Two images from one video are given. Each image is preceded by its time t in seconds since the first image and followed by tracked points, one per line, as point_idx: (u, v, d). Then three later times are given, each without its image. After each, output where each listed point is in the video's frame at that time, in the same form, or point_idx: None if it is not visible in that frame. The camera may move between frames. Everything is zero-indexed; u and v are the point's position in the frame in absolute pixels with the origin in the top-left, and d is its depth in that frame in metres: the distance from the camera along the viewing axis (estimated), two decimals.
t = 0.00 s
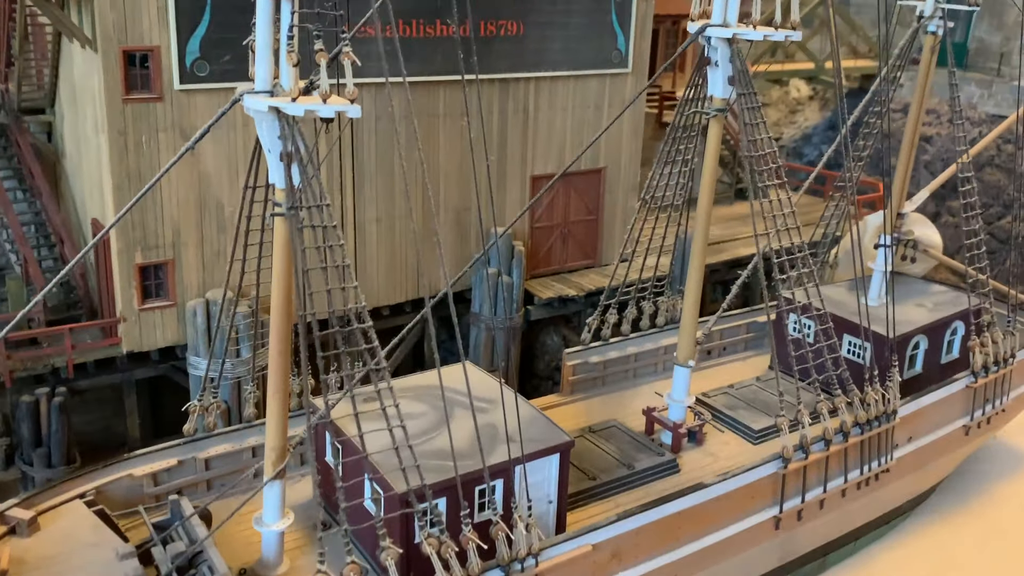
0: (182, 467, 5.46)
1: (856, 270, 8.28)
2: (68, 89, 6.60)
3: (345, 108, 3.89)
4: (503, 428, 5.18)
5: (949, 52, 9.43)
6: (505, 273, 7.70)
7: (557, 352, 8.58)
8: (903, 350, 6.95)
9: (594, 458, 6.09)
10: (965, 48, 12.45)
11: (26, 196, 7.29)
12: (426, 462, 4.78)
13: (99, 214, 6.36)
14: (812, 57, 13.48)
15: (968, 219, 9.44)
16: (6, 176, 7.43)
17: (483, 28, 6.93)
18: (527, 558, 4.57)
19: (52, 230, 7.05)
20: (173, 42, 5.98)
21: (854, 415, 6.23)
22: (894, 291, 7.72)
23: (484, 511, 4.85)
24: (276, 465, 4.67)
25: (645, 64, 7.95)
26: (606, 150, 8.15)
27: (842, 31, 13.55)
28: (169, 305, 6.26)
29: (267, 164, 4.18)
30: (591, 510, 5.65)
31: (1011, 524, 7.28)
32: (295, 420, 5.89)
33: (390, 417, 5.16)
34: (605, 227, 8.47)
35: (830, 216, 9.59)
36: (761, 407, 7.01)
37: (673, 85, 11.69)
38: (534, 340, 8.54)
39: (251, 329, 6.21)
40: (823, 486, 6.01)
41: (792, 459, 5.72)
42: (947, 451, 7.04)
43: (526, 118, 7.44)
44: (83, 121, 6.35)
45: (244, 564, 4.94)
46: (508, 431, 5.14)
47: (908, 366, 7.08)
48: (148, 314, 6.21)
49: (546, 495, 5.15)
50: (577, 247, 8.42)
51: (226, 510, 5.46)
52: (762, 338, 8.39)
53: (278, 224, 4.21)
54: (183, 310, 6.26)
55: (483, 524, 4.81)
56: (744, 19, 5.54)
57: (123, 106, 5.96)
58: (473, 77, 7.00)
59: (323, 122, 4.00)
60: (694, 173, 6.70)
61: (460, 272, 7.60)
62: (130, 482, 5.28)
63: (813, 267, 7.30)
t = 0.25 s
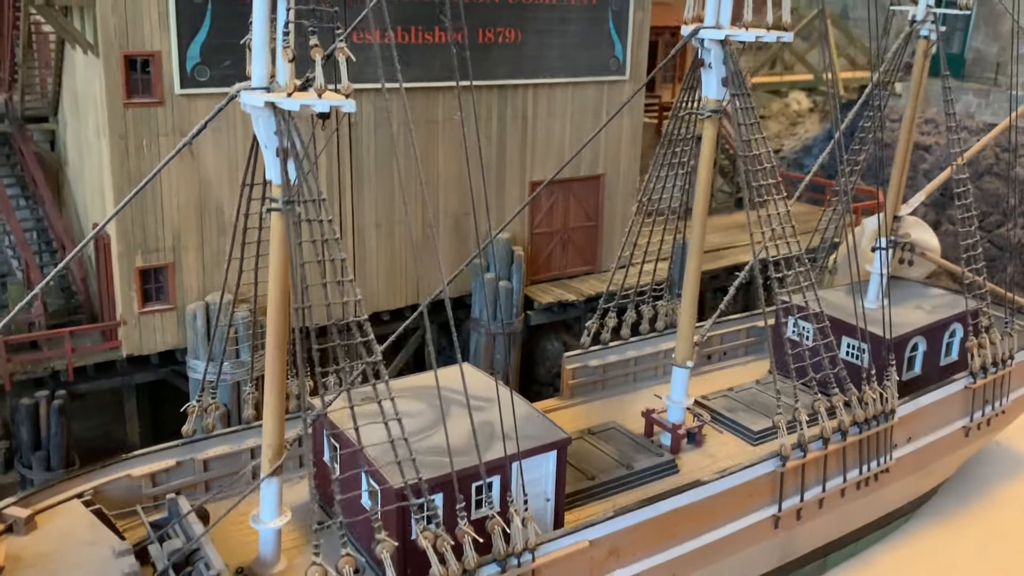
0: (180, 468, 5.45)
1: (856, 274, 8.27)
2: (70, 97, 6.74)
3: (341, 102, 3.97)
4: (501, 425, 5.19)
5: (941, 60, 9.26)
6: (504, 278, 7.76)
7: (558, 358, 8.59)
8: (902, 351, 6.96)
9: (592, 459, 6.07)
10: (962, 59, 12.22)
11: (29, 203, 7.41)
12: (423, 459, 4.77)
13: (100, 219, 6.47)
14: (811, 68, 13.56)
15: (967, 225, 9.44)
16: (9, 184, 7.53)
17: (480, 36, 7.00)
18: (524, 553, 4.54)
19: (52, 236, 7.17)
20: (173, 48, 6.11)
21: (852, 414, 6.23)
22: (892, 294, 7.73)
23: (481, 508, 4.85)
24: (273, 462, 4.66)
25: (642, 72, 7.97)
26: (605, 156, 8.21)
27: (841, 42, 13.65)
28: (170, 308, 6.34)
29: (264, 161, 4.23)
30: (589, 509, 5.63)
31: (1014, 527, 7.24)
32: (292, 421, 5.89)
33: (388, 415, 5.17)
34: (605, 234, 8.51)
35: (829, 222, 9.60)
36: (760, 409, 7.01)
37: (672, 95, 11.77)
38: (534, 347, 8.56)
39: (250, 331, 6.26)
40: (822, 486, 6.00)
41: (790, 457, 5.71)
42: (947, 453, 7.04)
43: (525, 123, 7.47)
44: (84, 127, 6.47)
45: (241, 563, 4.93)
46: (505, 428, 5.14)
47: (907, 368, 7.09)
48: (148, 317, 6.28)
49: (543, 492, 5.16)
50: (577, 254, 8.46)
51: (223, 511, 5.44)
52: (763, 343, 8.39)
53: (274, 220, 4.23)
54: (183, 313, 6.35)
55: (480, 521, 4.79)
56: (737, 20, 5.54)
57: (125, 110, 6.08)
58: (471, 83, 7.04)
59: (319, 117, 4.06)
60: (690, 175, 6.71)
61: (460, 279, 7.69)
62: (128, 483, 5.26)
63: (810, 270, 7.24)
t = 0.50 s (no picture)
0: (182, 467, 5.46)
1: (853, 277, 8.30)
2: (73, 105, 6.96)
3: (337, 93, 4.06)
4: (501, 420, 5.21)
5: (934, 67, 9.28)
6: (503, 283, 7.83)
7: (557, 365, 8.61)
8: (900, 349, 6.97)
9: (591, 458, 6.08)
10: (957, 69, 12.24)
11: (31, 211, 7.55)
12: (423, 451, 4.78)
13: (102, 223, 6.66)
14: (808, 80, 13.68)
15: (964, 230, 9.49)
16: (12, 193, 7.65)
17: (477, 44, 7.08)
18: (523, 543, 4.56)
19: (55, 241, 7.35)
20: (174, 52, 6.30)
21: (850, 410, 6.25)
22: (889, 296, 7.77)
23: (481, 500, 4.85)
24: (274, 455, 4.68)
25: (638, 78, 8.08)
26: (601, 162, 8.31)
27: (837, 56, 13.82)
28: (171, 311, 6.53)
29: (263, 155, 4.30)
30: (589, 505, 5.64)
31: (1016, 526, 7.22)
32: (293, 421, 5.92)
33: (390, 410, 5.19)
34: (603, 240, 8.58)
35: (827, 229, 9.66)
36: (760, 409, 7.02)
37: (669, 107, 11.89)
38: (533, 354, 8.60)
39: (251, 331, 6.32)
40: (822, 481, 6.01)
41: (789, 452, 5.73)
42: (947, 451, 7.06)
43: (521, 130, 7.58)
44: (87, 133, 6.68)
45: (243, 558, 4.93)
46: (504, 423, 5.16)
47: (906, 368, 7.11)
48: (150, 320, 6.46)
49: (543, 486, 5.15)
50: (575, 260, 8.52)
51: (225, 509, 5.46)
52: (762, 347, 8.42)
53: (274, 212, 4.30)
54: (184, 316, 6.53)
55: (480, 513, 4.80)
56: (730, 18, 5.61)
57: (126, 114, 6.27)
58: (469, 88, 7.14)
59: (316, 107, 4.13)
60: (685, 178, 6.79)
61: (461, 285, 7.78)
62: (130, 481, 5.28)
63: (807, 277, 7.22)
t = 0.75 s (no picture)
0: (183, 466, 5.46)
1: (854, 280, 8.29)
2: (73, 111, 7.15)
3: (334, 82, 4.12)
4: (501, 416, 5.18)
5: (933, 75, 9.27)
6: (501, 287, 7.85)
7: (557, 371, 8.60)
8: (900, 349, 6.91)
9: (592, 456, 6.04)
10: (954, 79, 12.25)
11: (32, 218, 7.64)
12: (424, 443, 4.77)
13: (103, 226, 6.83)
14: (805, 91, 13.82)
15: (963, 233, 9.51)
16: (15, 201, 7.73)
17: (475, 47, 7.24)
18: (524, 533, 4.56)
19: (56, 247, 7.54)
20: (173, 55, 6.46)
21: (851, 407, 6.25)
22: (889, 296, 7.77)
23: (482, 492, 4.82)
24: (275, 448, 4.70)
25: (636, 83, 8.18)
26: (598, 168, 8.36)
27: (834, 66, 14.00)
28: (172, 314, 6.71)
29: (263, 147, 4.37)
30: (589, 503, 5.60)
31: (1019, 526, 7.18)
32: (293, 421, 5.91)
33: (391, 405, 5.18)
34: (602, 246, 8.62)
35: (825, 234, 9.69)
36: (759, 409, 7.00)
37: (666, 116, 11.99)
38: (533, 360, 8.61)
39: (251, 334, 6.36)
40: (822, 477, 6.00)
41: (789, 446, 5.72)
42: (948, 450, 7.05)
43: (519, 135, 7.66)
44: (88, 138, 6.88)
45: (244, 552, 4.92)
46: (504, 417, 5.14)
47: (906, 368, 7.05)
48: (150, 322, 6.66)
49: (543, 479, 5.11)
50: (574, 265, 8.55)
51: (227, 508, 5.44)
52: (761, 350, 8.42)
53: (273, 201, 4.37)
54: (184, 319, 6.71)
55: (481, 505, 4.78)
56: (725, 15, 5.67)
57: (126, 117, 6.43)
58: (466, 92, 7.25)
59: (314, 97, 4.20)
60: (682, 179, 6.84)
61: (461, 290, 7.78)
62: (132, 479, 5.27)
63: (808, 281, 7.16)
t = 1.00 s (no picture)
0: (185, 464, 5.47)
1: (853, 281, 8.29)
2: (75, 115, 7.34)
3: (333, 75, 4.15)
4: (501, 411, 5.15)
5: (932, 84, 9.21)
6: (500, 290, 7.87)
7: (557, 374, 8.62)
8: (900, 350, 6.83)
9: (592, 454, 5.98)
10: (953, 85, 12.35)
11: (34, 223, 7.81)
12: (426, 437, 4.76)
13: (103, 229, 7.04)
14: (803, 99, 13.89)
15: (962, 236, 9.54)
16: (16, 207, 7.92)
17: (475, 49, 7.50)
18: (524, 525, 4.56)
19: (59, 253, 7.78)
20: (173, 57, 6.61)
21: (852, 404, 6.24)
22: (889, 296, 7.78)
23: (482, 486, 4.79)
24: (276, 443, 4.67)
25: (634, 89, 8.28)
26: (598, 173, 8.38)
27: (832, 74, 14.08)
28: (173, 315, 6.92)
29: (262, 141, 4.41)
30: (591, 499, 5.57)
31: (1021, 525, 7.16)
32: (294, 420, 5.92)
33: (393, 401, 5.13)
34: (601, 250, 8.66)
35: (824, 237, 9.72)
36: (760, 409, 6.97)
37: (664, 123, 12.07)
38: (533, 364, 8.63)
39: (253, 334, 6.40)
40: (823, 474, 6.00)
41: (789, 442, 5.72)
42: (949, 449, 7.05)
43: (519, 139, 7.85)
44: (89, 142, 7.09)
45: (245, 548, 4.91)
46: (505, 412, 5.11)
47: (905, 369, 6.97)
48: (151, 324, 6.87)
49: (544, 474, 5.08)
50: (574, 270, 8.58)
51: (227, 505, 5.43)
52: (761, 353, 8.41)
53: (272, 195, 4.38)
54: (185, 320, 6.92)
55: (481, 498, 4.77)
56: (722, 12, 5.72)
57: (127, 118, 6.58)
58: (465, 95, 7.42)
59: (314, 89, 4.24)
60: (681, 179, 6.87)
61: (459, 294, 7.76)
62: (134, 477, 5.27)
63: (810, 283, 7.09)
